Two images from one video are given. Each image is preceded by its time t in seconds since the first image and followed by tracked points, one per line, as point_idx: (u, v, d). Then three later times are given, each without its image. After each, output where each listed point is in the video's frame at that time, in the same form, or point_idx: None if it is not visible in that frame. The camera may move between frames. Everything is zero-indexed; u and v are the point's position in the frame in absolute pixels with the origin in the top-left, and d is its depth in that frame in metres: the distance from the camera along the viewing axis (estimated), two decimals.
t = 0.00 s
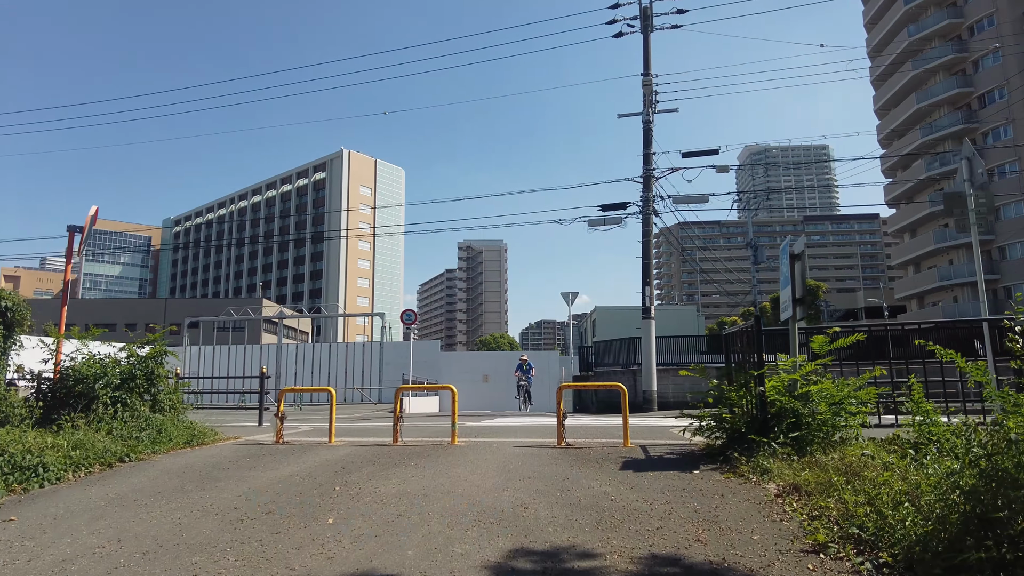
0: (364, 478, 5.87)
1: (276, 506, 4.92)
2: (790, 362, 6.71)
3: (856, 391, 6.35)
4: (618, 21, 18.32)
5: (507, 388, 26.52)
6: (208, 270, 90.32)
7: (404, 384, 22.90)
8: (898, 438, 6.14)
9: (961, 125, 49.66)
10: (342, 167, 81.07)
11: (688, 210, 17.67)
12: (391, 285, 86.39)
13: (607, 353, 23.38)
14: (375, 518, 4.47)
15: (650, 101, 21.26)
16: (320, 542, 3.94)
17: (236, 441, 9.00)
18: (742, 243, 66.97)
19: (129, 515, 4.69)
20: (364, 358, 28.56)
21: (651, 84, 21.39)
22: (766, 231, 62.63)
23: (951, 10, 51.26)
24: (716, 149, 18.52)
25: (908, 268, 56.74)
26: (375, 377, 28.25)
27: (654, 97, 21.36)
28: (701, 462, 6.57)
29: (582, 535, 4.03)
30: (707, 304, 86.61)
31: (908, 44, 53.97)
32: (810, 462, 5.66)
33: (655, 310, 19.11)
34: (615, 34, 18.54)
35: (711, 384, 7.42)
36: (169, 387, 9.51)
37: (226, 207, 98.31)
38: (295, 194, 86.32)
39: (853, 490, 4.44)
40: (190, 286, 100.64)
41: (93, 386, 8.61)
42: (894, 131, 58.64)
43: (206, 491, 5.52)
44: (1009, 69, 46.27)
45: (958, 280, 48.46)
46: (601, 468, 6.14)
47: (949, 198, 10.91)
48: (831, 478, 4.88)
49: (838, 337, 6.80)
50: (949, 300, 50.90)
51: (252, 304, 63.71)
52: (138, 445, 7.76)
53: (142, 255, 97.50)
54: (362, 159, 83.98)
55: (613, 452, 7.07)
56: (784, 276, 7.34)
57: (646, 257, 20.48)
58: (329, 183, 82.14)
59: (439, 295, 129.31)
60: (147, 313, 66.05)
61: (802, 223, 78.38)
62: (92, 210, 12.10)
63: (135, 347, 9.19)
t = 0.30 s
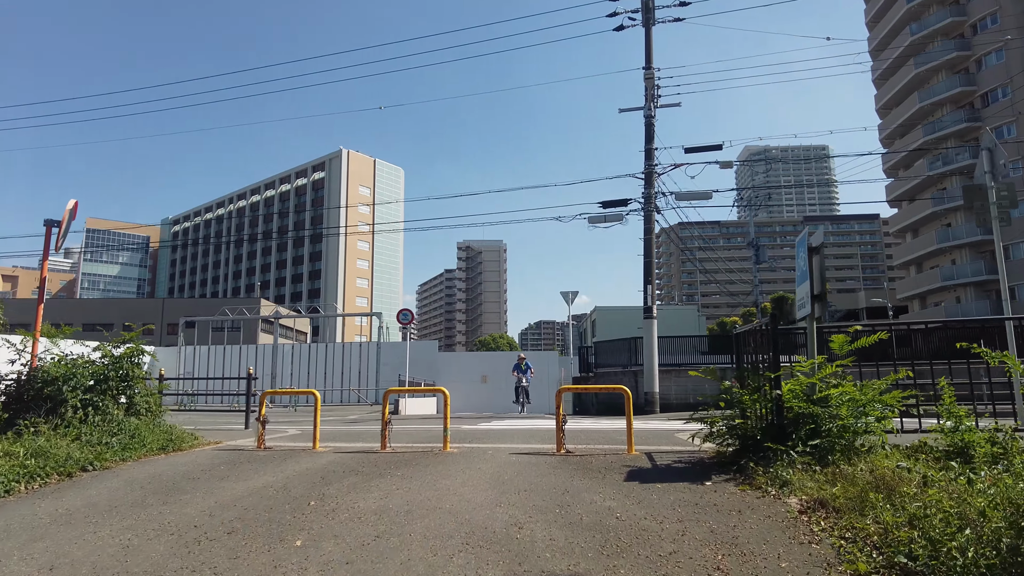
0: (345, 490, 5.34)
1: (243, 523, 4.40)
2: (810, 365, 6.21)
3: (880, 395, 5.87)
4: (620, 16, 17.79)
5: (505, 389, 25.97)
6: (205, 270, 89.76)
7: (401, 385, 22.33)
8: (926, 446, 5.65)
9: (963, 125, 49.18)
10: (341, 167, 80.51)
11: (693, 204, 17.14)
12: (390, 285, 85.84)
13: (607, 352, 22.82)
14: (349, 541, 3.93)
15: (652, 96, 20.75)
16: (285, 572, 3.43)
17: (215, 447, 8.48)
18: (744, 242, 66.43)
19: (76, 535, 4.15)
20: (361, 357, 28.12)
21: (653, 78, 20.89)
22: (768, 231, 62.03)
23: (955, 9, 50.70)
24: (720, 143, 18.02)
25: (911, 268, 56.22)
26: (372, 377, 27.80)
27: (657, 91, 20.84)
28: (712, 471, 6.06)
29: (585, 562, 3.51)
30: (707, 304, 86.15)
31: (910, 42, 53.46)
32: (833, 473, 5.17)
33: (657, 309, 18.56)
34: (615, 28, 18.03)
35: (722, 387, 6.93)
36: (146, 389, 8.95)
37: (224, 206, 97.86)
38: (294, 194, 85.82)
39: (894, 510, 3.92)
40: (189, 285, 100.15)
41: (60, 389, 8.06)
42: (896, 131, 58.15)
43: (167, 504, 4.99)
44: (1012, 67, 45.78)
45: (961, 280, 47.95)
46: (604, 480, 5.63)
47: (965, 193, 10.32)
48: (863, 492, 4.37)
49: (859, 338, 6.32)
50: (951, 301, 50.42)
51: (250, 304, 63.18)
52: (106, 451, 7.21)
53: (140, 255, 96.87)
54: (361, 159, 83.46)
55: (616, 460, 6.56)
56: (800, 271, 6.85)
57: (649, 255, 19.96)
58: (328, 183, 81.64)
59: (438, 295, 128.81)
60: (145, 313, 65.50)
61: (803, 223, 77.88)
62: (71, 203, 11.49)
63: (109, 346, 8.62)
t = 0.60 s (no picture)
0: (320, 507, 4.81)
1: (198, 547, 3.86)
2: (835, 365, 5.65)
3: (914, 400, 5.31)
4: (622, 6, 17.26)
5: (504, 390, 25.37)
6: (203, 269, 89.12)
7: (397, 386, 21.73)
8: (963, 456, 5.09)
9: (966, 123, 48.64)
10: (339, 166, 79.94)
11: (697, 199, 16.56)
12: (389, 285, 85.21)
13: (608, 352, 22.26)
14: (317, 571, 3.40)
15: (654, 89, 20.20)
16: None
17: (191, 455, 7.90)
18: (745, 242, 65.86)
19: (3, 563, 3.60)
20: (357, 358, 27.55)
21: (655, 71, 20.34)
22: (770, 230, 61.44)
23: (958, 5, 50.04)
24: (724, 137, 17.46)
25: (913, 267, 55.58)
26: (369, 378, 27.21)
27: (659, 84, 20.28)
28: (728, 484, 5.49)
29: None
30: (707, 304, 85.63)
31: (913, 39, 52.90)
32: (867, 487, 4.62)
33: (660, 308, 17.98)
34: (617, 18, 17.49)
35: (739, 391, 6.33)
36: (120, 391, 8.38)
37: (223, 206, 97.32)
38: (292, 193, 85.26)
39: (955, 538, 3.36)
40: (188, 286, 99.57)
41: (21, 391, 7.45)
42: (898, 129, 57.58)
43: (115, 523, 4.40)
44: (1016, 64, 45.24)
45: (964, 279, 47.41)
46: (607, 495, 5.09)
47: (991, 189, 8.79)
48: (909, 511, 3.81)
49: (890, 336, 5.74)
50: (955, 300, 49.87)
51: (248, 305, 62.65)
52: (66, 460, 6.63)
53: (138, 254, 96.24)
54: (360, 158, 82.88)
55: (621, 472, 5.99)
56: (820, 264, 6.31)
57: (651, 253, 19.40)
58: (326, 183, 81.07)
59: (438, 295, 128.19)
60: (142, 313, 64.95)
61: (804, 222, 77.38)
62: (47, 196, 10.93)
63: (76, 345, 8.04)
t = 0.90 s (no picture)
0: (293, 530, 4.26)
1: None
2: (865, 368, 5.09)
3: (958, 408, 4.76)
4: None
5: (503, 391, 24.76)
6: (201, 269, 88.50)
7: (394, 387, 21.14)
8: (1018, 472, 4.55)
9: (970, 121, 48.09)
10: (339, 166, 79.33)
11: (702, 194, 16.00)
12: (388, 285, 84.60)
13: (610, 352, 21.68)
14: None
15: (658, 82, 19.65)
16: None
17: (165, 465, 7.32)
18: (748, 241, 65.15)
19: None
20: (354, 358, 26.98)
21: (660, 63, 19.75)
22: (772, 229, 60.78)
23: (961, 2, 49.49)
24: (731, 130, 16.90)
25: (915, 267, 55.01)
26: (366, 379, 26.65)
27: (663, 76, 19.73)
28: (750, 503, 4.94)
29: None
30: (708, 304, 85.11)
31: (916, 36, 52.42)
32: (910, 507, 4.10)
33: (664, 307, 17.40)
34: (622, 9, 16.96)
35: (758, 396, 5.76)
36: (91, 394, 7.83)
37: (221, 205, 96.82)
38: (291, 193, 84.67)
39: None
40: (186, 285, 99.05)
41: None
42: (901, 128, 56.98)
43: (56, 550, 3.85)
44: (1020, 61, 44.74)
45: (968, 279, 46.83)
46: (619, 515, 4.56)
47: None
48: (975, 541, 3.29)
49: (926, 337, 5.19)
50: (958, 300, 49.27)
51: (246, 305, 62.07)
52: (23, 473, 6.06)
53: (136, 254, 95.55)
54: (359, 158, 82.31)
55: (630, 487, 5.45)
56: (847, 256, 5.73)
57: (655, 250, 18.86)
58: (326, 182, 80.50)
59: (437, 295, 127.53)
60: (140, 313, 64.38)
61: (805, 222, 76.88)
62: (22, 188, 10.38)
63: (43, 347, 7.50)
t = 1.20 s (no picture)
0: (267, 559, 3.74)
1: None
2: (906, 373, 4.57)
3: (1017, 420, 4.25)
4: None
5: (503, 392, 24.25)
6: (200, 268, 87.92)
7: (392, 389, 20.62)
8: None
9: (974, 121, 47.30)
10: (338, 165, 78.80)
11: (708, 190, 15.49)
12: (387, 285, 84.13)
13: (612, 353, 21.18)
14: None
15: (663, 76, 19.15)
16: None
17: (139, 475, 6.78)
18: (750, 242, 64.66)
19: None
20: (352, 358, 26.45)
21: (664, 57, 19.24)
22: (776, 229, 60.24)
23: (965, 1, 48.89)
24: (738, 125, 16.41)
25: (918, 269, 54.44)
26: (364, 380, 26.15)
27: (668, 70, 19.22)
28: (782, 524, 4.44)
29: None
30: (709, 305, 84.66)
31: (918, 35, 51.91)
32: (972, 536, 3.58)
33: (669, 308, 16.89)
34: None
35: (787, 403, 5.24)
36: (65, 398, 7.29)
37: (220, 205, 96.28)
38: (290, 192, 84.15)
39: None
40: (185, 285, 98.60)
41: None
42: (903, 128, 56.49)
43: None
44: None
45: (972, 280, 46.15)
46: (636, 540, 4.05)
47: None
48: None
49: (977, 337, 4.66)
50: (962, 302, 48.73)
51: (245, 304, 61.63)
52: None
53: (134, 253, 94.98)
54: (358, 157, 81.81)
55: (646, 504, 4.95)
56: (883, 250, 5.19)
57: (659, 249, 18.36)
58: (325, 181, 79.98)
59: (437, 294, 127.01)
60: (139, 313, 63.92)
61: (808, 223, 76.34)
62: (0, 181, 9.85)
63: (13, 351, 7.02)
